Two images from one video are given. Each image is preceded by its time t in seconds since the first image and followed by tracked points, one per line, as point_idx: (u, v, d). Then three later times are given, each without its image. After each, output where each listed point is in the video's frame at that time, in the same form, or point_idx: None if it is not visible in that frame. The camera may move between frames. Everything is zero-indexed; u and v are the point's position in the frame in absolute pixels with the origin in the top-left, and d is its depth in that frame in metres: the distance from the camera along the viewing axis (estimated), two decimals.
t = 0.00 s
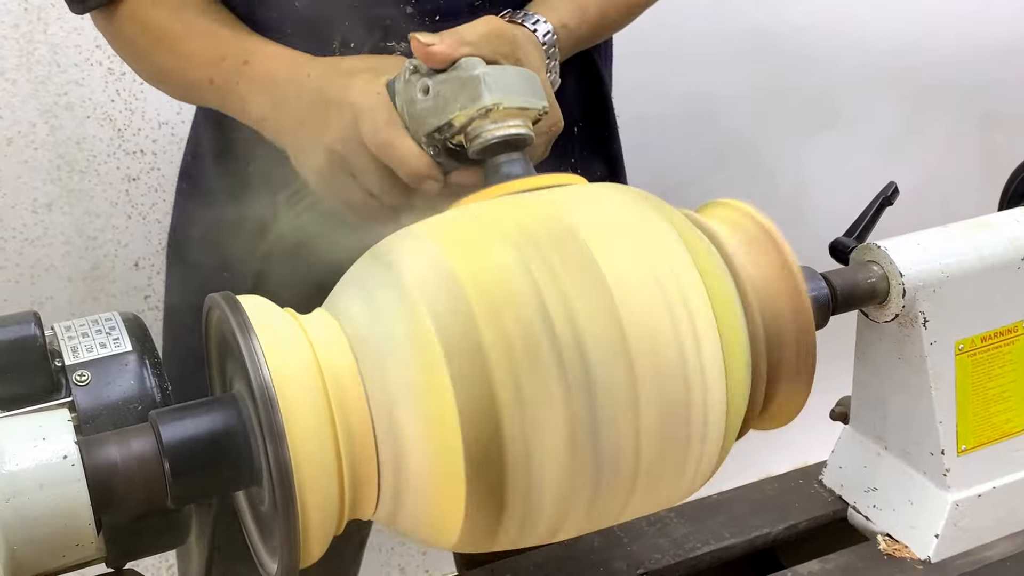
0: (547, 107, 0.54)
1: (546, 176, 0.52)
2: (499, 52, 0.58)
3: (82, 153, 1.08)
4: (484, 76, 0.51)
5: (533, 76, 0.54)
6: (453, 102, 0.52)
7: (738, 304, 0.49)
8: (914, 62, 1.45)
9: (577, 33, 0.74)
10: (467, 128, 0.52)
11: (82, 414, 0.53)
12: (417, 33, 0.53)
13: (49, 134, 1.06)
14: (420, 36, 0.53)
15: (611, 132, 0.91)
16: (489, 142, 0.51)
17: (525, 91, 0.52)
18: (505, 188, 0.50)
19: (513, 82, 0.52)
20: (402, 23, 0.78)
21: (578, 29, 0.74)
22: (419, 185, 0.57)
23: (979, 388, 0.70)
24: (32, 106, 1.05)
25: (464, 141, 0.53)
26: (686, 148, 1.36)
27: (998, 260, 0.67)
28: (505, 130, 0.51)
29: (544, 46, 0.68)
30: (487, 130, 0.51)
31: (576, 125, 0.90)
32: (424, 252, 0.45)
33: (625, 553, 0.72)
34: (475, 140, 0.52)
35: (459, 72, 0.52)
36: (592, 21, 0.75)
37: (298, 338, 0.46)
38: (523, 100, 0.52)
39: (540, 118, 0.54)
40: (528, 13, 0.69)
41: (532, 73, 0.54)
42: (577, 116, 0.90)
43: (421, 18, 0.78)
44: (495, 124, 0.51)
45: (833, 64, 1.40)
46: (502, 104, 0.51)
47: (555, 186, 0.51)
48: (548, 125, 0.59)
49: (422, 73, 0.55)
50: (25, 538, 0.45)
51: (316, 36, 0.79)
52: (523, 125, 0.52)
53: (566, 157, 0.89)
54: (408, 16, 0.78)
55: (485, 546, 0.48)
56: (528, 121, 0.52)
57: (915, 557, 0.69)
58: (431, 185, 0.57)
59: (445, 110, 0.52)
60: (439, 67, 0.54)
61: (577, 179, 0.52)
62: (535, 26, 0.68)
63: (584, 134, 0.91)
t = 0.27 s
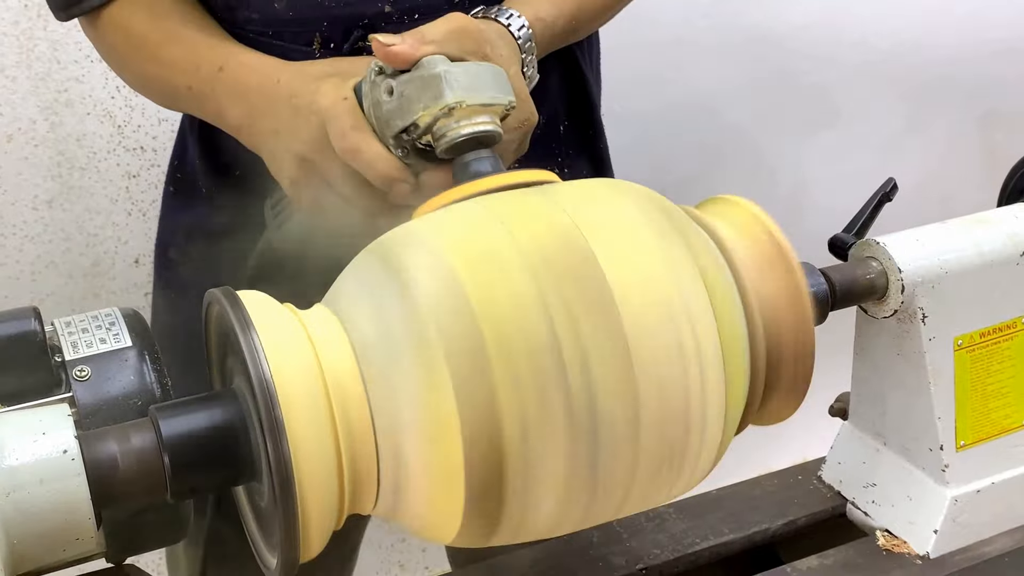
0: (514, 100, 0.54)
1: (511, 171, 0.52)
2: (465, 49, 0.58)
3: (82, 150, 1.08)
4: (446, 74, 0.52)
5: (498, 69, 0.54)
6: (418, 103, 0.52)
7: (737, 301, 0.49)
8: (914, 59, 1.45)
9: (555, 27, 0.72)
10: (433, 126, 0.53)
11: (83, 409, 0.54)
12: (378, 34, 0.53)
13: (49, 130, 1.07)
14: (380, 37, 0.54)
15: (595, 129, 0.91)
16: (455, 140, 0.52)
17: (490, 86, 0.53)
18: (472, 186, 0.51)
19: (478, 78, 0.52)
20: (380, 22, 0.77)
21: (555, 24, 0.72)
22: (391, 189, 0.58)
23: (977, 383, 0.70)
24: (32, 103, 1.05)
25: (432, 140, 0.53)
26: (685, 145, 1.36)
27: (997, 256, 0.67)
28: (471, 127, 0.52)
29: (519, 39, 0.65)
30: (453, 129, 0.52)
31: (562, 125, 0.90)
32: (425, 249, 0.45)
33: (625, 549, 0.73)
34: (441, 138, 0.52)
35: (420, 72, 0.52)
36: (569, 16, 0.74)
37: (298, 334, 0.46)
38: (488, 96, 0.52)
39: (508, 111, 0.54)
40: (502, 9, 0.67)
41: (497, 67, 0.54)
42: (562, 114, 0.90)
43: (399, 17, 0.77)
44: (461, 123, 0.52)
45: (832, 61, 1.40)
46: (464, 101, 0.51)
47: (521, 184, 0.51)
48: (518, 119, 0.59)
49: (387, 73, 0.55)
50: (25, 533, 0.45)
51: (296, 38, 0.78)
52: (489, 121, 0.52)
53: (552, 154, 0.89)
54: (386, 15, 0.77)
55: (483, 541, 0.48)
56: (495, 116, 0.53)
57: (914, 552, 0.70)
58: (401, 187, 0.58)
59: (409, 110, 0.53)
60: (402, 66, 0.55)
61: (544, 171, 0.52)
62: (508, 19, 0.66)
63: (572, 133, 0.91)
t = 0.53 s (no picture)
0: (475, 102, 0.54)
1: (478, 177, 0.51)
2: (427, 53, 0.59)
3: (85, 148, 1.09)
4: (401, 81, 0.51)
5: (455, 72, 0.54)
6: (377, 112, 0.52)
7: (742, 304, 0.49)
8: (914, 58, 1.45)
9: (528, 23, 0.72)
10: (394, 136, 0.52)
11: (87, 406, 0.54)
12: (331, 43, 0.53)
13: (52, 128, 1.07)
14: (335, 45, 0.53)
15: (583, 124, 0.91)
16: (420, 146, 0.51)
17: (448, 89, 0.52)
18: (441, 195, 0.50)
19: (434, 81, 0.52)
20: (362, 29, 0.78)
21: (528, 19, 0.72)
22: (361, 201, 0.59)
23: (978, 381, 0.70)
24: (35, 101, 1.05)
25: (396, 148, 0.53)
26: (686, 144, 1.36)
27: (997, 254, 0.68)
28: (434, 132, 0.51)
29: (490, 35, 0.66)
30: (416, 135, 0.51)
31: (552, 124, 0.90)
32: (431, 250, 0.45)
33: (626, 545, 0.73)
34: (404, 147, 0.52)
35: (378, 82, 0.52)
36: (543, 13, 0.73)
37: (304, 334, 0.46)
38: (447, 99, 0.52)
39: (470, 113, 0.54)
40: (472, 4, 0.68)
41: (454, 69, 0.54)
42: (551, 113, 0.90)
43: (381, 24, 0.78)
44: (423, 128, 0.51)
45: (832, 60, 1.40)
46: (422, 109, 0.51)
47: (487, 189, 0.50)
48: (484, 119, 0.59)
49: (345, 84, 0.55)
50: (31, 528, 0.46)
51: (280, 45, 0.79)
52: (452, 125, 0.52)
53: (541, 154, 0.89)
54: (368, 22, 0.78)
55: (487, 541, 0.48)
56: (458, 120, 0.52)
57: (915, 549, 0.70)
58: (373, 199, 0.59)
59: (370, 121, 0.53)
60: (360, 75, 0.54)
61: (514, 175, 0.51)
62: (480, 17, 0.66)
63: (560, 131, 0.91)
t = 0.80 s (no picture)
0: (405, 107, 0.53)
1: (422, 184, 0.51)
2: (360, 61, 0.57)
3: (86, 147, 1.09)
4: (323, 100, 0.50)
5: (380, 79, 0.53)
6: (306, 134, 0.51)
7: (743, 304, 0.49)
8: (914, 58, 1.46)
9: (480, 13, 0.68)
10: (328, 155, 0.51)
11: (89, 403, 0.54)
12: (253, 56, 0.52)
13: (53, 127, 1.07)
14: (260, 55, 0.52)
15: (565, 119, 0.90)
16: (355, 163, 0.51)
17: (374, 99, 0.52)
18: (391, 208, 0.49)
19: (359, 94, 0.51)
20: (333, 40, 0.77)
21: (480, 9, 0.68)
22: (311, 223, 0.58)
23: (978, 381, 0.70)
24: (36, 100, 1.06)
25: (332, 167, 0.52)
26: (686, 144, 1.36)
27: (997, 254, 0.68)
28: (367, 147, 0.51)
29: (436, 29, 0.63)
30: (349, 152, 0.51)
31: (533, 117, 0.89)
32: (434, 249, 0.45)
33: (627, 544, 0.73)
34: (341, 166, 0.51)
35: (301, 104, 0.51)
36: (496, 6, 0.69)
37: (306, 333, 0.46)
38: (375, 111, 0.51)
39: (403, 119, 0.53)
40: None
41: (379, 75, 0.53)
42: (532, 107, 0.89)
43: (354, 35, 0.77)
44: (355, 143, 0.51)
45: (832, 61, 1.40)
46: (348, 125, 0.50)
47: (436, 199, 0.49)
48: (427, 114, 0.57)
49: (273, 106, 0.54)
50: (34, 525, 0.46)
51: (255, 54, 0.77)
52: (385, 136, 0.51)
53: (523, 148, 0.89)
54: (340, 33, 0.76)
55: (488, 540, 0.48)
56: (390, 129, 0.52)
57: (915, 549, 0.70)
58: (322, 219, 0.57)
59: (303, 144, 0.52)
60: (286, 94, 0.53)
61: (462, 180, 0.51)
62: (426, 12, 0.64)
63: (542, 125, 0.90)
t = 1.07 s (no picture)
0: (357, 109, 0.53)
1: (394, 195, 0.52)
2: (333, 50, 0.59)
3: (86, 148, 1.09)
4: (274, 127, 0.52)
5: (325, 87, 0.53)
6: (266, 161, 0.53)
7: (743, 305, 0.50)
8: (914, 60, 1.46)
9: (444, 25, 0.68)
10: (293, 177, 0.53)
11: (90, 405, 0.54)
12: (239, 50, 0.55)
13: (54, 128, 1.07)
14: (246, 54, 0.55)
15: (534, 121, 0.90)
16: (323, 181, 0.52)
17: (323, 111, 0.52)
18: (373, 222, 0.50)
19: (307, 111, 0.52)
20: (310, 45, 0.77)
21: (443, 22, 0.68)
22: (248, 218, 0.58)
23: (977, 383, 0.70)
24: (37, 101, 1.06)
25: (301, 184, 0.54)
26: (687, 146, 1.36)
27: (997, 257, 0.68)
28: (332, 162, 0.52)
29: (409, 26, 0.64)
30: (314, 171, 0.52)
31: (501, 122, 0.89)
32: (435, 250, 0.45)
33: (627, 546, 0.73)
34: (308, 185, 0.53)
35: (256, 132, 0.53)
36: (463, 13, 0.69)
37: (307, 333, 0.46)
38: (327, 125, 0.52)
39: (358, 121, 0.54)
40: None
41: (324, 81, 0.53)
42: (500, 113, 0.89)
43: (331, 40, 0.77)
44: (317, 162, 0.52)
45: (833, 63, 1.41)
46: (307, 147, 0.51)
47: (414, 207, 0.50)
48: (393, 101, 0.59)
49: (228, 130, 0.55)
50: (35, 527, 0.46)
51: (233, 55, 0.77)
52: (342, 148, 0.52)
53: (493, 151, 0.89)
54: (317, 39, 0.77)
55: (488, 539, 0.49)
56: (348, 137, 0.53)
57: (915, 551, 0.70)
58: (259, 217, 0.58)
59: (265, 170, 0.53)
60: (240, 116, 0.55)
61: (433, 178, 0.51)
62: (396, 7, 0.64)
63: (512, 127, 0.91)
